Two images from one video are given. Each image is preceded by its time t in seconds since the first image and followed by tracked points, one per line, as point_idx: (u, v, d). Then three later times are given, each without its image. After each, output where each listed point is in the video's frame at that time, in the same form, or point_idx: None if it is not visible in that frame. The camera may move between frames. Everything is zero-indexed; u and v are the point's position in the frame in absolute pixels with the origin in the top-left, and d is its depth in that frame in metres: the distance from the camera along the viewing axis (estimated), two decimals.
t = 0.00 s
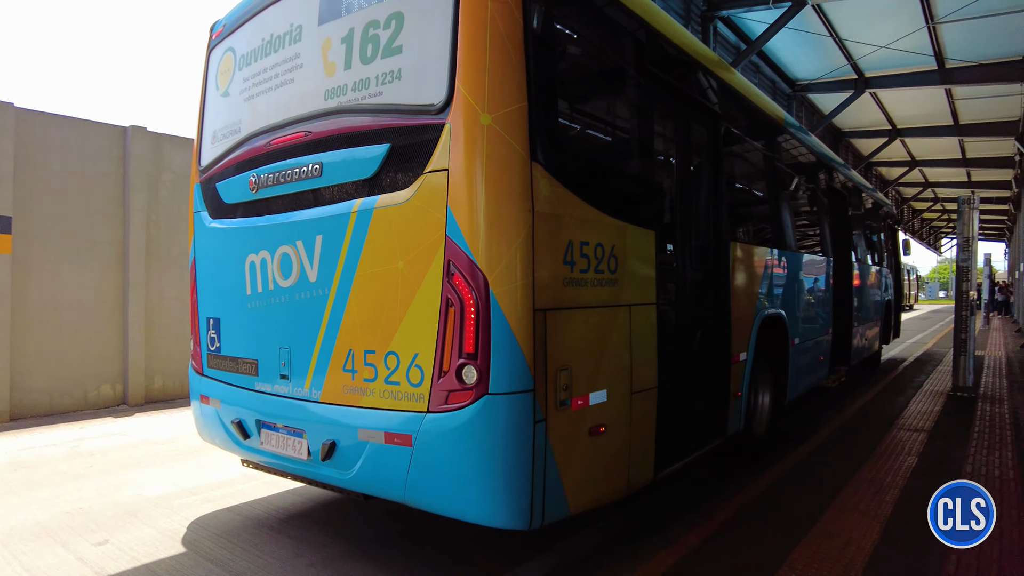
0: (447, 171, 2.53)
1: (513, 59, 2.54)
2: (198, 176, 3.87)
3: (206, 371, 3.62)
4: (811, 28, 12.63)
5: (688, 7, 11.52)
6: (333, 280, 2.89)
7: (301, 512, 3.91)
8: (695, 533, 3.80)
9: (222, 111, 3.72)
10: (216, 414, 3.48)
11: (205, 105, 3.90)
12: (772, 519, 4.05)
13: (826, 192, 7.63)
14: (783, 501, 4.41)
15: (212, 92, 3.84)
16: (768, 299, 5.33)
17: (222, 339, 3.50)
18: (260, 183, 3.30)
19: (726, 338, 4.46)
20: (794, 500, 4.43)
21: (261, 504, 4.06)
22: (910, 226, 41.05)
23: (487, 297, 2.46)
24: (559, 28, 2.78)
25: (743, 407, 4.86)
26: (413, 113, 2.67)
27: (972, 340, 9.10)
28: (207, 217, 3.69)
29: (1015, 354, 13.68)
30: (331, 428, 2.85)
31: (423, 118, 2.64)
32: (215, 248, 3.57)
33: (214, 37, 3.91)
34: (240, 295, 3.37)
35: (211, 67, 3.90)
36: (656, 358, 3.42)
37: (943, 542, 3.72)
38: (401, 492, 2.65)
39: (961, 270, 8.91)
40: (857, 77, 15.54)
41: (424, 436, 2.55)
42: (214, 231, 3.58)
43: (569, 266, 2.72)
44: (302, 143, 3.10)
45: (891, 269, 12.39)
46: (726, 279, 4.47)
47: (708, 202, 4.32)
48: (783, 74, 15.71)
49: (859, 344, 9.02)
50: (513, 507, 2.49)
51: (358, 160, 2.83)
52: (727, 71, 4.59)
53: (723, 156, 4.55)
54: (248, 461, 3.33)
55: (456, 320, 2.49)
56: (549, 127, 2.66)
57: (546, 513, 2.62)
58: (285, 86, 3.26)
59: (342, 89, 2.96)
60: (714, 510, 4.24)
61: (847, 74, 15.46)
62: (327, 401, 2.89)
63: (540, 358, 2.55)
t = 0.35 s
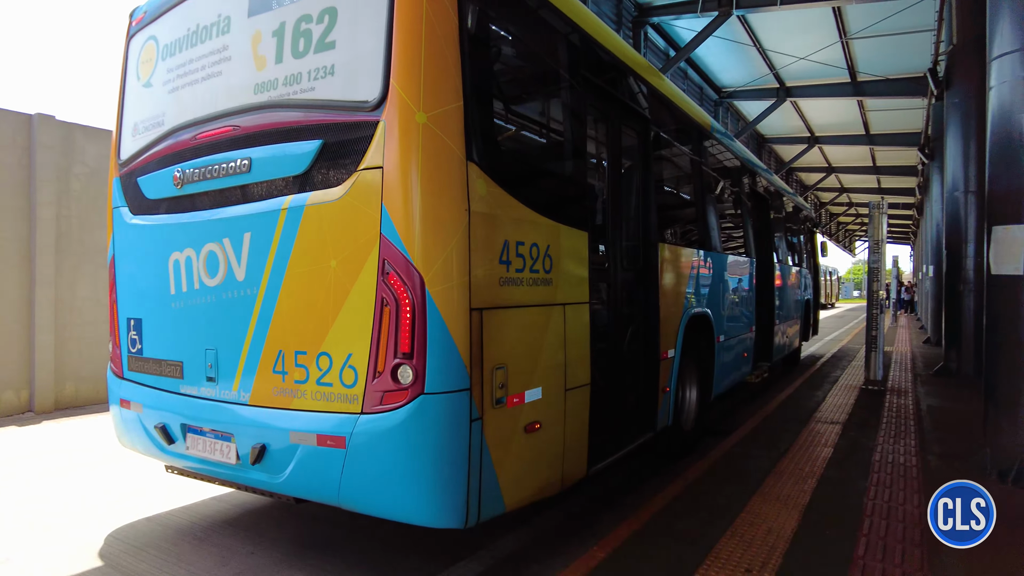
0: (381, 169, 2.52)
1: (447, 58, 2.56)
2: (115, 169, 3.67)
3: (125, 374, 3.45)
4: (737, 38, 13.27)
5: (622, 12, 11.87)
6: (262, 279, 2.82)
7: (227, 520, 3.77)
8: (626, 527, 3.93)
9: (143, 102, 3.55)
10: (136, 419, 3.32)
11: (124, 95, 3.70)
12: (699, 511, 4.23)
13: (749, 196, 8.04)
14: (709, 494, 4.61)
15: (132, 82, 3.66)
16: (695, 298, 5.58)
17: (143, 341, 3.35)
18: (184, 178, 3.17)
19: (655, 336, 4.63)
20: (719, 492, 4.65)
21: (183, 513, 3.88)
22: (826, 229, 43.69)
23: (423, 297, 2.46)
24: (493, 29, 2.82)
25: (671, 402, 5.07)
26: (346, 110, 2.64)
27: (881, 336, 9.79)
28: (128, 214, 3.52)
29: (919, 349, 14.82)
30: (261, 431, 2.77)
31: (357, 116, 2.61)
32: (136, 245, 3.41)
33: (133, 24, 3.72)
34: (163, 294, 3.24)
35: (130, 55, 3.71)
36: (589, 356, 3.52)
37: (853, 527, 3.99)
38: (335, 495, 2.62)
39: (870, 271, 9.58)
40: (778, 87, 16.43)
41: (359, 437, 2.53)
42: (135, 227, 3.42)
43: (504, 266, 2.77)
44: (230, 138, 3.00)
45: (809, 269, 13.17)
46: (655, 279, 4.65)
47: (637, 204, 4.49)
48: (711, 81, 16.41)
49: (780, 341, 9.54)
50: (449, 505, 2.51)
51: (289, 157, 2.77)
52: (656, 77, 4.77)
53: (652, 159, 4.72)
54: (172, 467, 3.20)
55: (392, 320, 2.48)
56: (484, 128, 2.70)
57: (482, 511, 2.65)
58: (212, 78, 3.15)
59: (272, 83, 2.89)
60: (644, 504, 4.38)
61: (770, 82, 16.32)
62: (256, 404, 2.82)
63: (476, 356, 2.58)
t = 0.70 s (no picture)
0: (329, 167, 2.49)
1: (396, 56, 2.55)
2: (46, 163, 3.50)
3: (58, 378, 3.31)
4: (683, 43, 13.67)
5: (571, 14, 12.06)
6: (205, 278, 2.74)
7: (164, 528, 3.64)
8: (573, 525, 3.99)
9: (75, 93, 3.39)
10: (71, 425, 3.20)
11: (55, 85, 3.53)
12: (644, 508, 4.34)
13: (694, 198, 8.31)
14: (654, 490, 4.74)
15: (63, 71, 3.49)
16: (641, 297, 5.72)
17: (78, 343, 3.23)
18: (122, 173, 3.06)
19: (603, 335, 4.73)
20: (664, 489, 4.78)
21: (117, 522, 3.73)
22: (767, 231, 45.44)
23: (372, 298, 2.44)
24: (443, 29, 2.84)
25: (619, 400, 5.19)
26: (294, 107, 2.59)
27: (818, 334, 10.25)
28: (59, 210, 3.36)
29: (853, 346, 15.60)
30: (204, 435, 2.71)
31: (305, 113, 2.57)
32: (69, 243, 3.27)
33: (65, 11, 3.55)
34: (100, 294, 3.12)
35: (60, 43, 3.54)
36: (539, 355, 3.57)
37: (790, 518, 4.18)
38: (282, 498, 2.58)
39: (808, 272, 10.04)
40: (722, 91, 17.02)
41: (306, 440, 2.49)
42: (68, 224, 3.28)
43: (454, 266, 2.78)
44: (171, 133, 2.92)
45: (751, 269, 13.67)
46: (603, 279, 4.75)
47: (585, 205, 4.58)
48: (658, 84, 16.83)
49: (722, 339, 9.89)
50: (399, 506, 2.52)
51: (233, 153, 2.71)
52: (603, 80, 4.87)
53: (600, 161, 4.83)
54: (111, 473, 3.11)
55: (340, 321, 2.45)
56: (433, 128, 2.71)
57: (432, 511, 2.66)
58: (152, 71, 3.04)
59: (216, 78, 2.82)
60: (592, 501, 4.47)
61: (714, 87, 16.89)
62: (199, 407, 2.75)
63: (426, 356, 2.58)
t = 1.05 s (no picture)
0: (298, 166, 2.48)
1: (366, 55, 2.56)
2: None
3: (11, 380, 3.23)
4: (645, 45, 13.91)
5: (535, 15, 12.15)
6: (169, 278, 2.70)
7: (123, 534, 3.57)
8: (539, 524, 4.04)
9: (29, 86, 3.29)
10: (27, 428, 3.12)
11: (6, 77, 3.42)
12: (609, 506, 4.42)
13: (656, 199, 8.49)
14: (619, 487, 4.84)
15: (15, 63, 3.38)
16: (606, 297, 5.83)
17: (34, 344, 3.15)
18: (80, 170, 3.00)
19: (569, 334, 4.81)
20: (628, 486, 4.87)
21: (70, 529, 3.62)
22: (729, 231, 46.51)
23: (342, 297, 2.44)
24: (411, 28, 2.87)
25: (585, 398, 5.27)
26: (262, 104, 2.57)
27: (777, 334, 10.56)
28: (12, 206, 3.26)
29: (811, 345, 16.11)
30: (169, 437, 2.69)
31: (273, 111, 2.55)
32: (22, 240, 3.18)
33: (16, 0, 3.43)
34: (58, 294, 3.05)
35: (12, 33, 3.42)
36: (507, 354, 3.61)
37: (751, 513, 4.32)
38: (249, 500, 2.57)
39: (768, 272, 10.35)
40: (684, 94, 17.36)
41: (275, 440, 2.48)
42: (21, 221, 3.19)
43: (424, 265, 2.80)
44: (133, 130, 2.87)
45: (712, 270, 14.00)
46: (569, 279, 4.83)
47: (552, 205, 4.65)
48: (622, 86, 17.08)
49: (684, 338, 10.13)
50: (368, 505, 2.53)
51: (199, 151, 2.68)
52: (567, 81, 4.96)
53: (566, 162, 4.91)
54: (70, 476, 3.06)
55: (309, 320, 2.44)
56: (402, 128, 2.73)
57: (402, 509, 2.68)
58: (112, 65, 2.98)
59: (181, 74, 2.77)
60: (557, 500, 4.53)
61: (676, 90, 17.24)
62: (165, 407, 2.72)
63: (396, 355, 2.60)
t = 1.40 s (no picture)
0: (287, 168, 2.51)
1: (354, 59, 2.60)
2: None
3: None
4: (623, 47, 14.07)
5: (514, 15, 12.23)
6: (156, 278, 2.72)
7: (106, 536, 3.56)
8: (519, 524, 4.10)
9: (9, 84, 3.26)
10: (8, 429, 3.11)
11: None
12: (589, 505, 4.50)
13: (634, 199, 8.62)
14: (600, 485, 4.94)
15: None
16: (586, 296, 5.93)
17: (15, 344, 3.13)
18: (64, 170, 2.99)
19: (551, 333, 4.89)
20: (608, 485, 4.96)
21: (47, 532, 3.59)
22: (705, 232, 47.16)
23: (331, 297, 2.48)
24: (396, 30, 2.91)
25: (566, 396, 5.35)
26: (251, 106, 2.59)
27: (752, 333, 10.77)
28: None
29: (786, 344, 16.43)
30: (158, 437, 2.70)
31: (262, 112, 2.57)
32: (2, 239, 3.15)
33: None
34: (40, 294, 3.04)
35: None
36: (492, 353, 3.68)
37: (728, 511, 4.43)
38: (239, 497, 2.60)
39: (744, 272, 10.56)
40: (662, 95, 17.58)
41: (265, 439, 2.51)
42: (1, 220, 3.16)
43: (412, 265, 2.85)
44: (120, 130, 2.88)
45: (689, 270, 14.22)
46: (551, 279, 4.91)
47: (534, 206, 4.73)
48: (600, 86, 17.25)
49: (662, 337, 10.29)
50: (357, 501, 2.57)
51: (187, 152, 2.69)
52: (546, 83, 5.05)
53: (548, 163, 4.99)
54: (54, 477, 3.05)
55: (298, 320, 2.47)
56: (389, 130, 2.78)
57: (390, 505, 2.73)
58: (97, 64, 2.97)
59: (168, 74, 2.78)
60: (537, 500, 4.59)
61: (654, 91, 17.47)
62: (153, 407, 2.73)
63: (385, 353, 2.64)
